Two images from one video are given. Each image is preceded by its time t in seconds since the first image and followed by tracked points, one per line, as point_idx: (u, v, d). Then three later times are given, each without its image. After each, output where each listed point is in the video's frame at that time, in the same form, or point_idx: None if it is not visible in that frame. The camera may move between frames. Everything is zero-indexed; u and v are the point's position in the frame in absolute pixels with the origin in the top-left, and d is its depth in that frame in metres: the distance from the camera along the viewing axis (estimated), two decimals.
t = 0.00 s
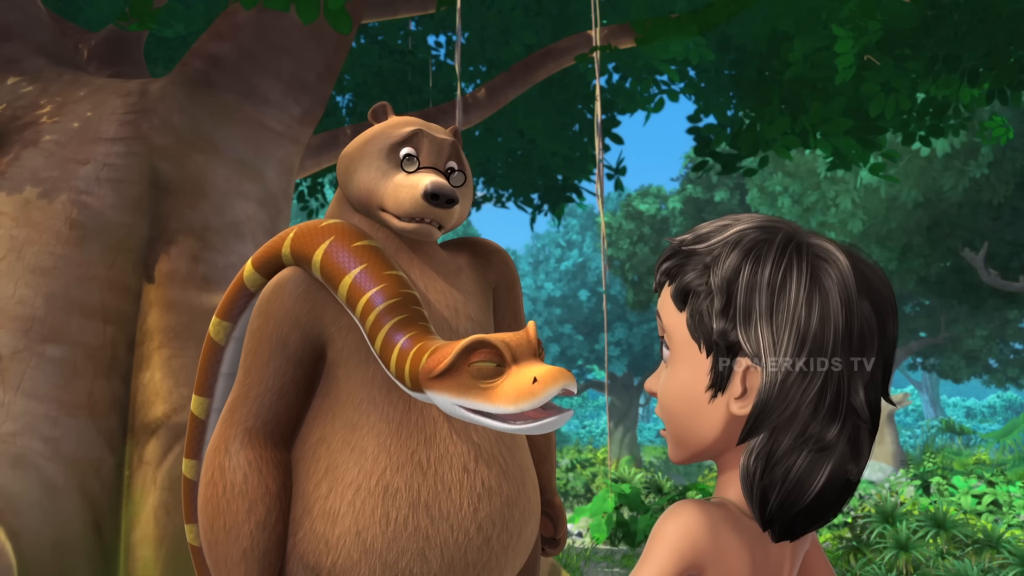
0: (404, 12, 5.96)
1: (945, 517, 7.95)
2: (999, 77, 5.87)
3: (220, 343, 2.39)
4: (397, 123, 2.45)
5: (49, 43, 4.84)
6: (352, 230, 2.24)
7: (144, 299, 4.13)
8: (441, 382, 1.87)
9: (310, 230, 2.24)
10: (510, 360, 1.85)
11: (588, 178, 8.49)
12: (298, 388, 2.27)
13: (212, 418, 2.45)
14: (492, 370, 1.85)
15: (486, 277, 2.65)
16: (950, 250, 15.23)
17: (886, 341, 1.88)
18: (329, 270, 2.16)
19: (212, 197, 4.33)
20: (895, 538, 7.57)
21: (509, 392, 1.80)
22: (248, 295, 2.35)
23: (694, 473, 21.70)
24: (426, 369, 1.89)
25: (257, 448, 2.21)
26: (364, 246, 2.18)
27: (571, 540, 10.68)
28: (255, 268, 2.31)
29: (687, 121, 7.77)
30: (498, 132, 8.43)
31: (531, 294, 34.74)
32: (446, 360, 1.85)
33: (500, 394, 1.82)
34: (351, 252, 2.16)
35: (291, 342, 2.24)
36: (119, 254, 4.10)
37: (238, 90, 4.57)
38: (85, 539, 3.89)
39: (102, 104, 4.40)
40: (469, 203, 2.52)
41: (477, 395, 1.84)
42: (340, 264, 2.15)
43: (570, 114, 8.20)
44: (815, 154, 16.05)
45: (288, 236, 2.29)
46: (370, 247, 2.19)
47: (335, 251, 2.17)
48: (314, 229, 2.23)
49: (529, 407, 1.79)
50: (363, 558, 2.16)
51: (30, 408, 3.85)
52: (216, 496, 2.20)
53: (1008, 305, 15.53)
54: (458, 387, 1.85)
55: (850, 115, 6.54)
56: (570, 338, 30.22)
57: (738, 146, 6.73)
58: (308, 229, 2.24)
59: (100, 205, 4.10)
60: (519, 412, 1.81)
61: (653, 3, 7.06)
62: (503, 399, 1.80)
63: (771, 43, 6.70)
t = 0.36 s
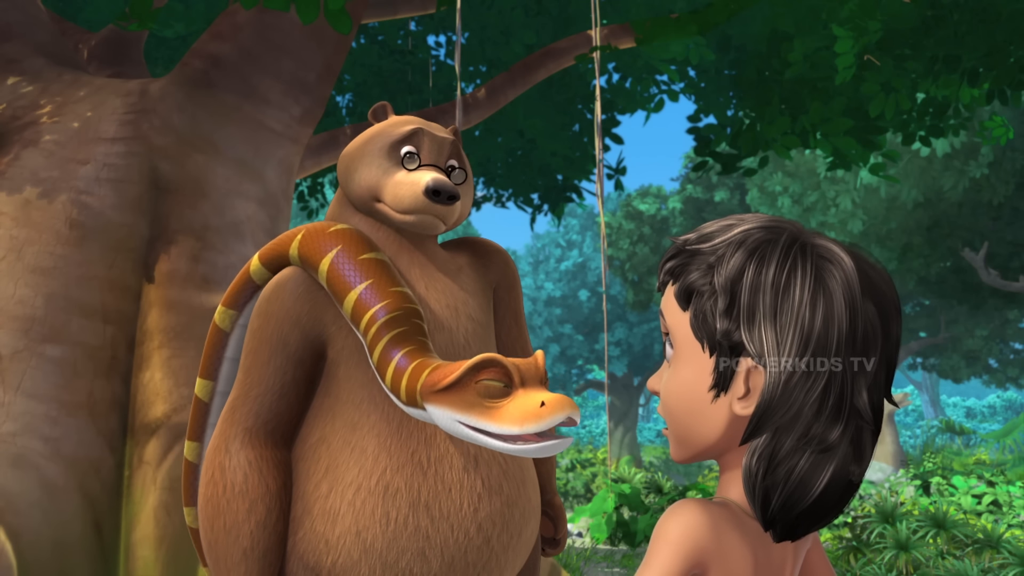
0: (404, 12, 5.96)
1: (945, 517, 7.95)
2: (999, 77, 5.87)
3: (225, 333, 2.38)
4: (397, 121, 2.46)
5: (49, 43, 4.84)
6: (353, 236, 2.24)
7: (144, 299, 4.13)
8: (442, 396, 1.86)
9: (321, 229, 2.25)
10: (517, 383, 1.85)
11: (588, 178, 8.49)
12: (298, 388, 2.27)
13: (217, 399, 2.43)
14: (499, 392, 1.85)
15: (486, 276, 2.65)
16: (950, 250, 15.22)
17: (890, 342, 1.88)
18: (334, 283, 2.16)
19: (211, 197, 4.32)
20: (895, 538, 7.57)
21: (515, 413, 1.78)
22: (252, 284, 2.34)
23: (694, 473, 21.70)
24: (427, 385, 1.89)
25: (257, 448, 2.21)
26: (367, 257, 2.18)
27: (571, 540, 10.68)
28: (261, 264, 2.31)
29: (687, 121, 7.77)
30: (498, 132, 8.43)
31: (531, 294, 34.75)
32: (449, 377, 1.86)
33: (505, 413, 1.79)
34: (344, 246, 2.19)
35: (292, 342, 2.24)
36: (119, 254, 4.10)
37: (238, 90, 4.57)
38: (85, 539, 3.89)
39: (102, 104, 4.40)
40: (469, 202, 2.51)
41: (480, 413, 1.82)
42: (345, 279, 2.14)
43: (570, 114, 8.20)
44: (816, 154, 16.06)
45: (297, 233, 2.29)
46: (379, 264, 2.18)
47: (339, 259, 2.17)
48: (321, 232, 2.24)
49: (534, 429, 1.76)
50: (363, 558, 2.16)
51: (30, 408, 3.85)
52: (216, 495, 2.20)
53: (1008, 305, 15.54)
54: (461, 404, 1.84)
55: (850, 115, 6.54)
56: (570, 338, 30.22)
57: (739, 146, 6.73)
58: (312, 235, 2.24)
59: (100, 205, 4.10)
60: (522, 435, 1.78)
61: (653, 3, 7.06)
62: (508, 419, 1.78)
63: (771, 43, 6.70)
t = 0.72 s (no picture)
0: (404, 12, 5.96)
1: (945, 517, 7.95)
2: (999, 77, 5.87)
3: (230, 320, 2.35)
4: (399, 122, 2.46)
5: (49, 43, 4.84)
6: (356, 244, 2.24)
7: (144, 299, 4.13)
8: (450, 395, 1.86)
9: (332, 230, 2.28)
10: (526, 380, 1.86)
11: (588, 178, 8.49)
12: (298, 387, 2.27)
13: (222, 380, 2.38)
14: (509, 388, 1.86)
15: (486, 277, 2.65)
16: (950, 250, 15.21)
17: (895, 343, 1.87)
18: (341, 296, 2.15)
19: (211, 197, 4.32)
20: (895, 538, 7.57)
21: (525, 404, 1.78)
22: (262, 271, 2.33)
23: (695, 473, 21.71)
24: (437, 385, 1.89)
25: (257, 447, 2.21)
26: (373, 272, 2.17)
27: (571, 540, 10.69)
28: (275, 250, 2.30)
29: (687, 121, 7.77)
30: (498, 132, 8.42)
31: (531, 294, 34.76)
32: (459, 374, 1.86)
33: (513, 405, 1.80)
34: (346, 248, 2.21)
35: (292, 341, 2.24)
36: (119, 254, 4.10)
37: (238, 90, 4.57)
38: (85, 539, 3.89)
39: (102, 104, 4.40)
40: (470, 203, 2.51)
41: (488, 407, 1.82)
42: (351, 291, 2.14)
43: (570, 114, 8.21)
44: (815, 154, 16.07)
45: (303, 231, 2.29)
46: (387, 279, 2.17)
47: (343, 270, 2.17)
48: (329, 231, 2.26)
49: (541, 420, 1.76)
50: (363, 558, 2.16)
51: (30, 408, 3.85)
52: (216, 495, 2.20)
53: (1008, 305, 15.53)
54: (468, 400, 1.84)
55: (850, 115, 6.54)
56: (570, 338, 30.24)
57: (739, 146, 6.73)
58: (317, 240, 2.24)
59: (100, 205, 4.10)
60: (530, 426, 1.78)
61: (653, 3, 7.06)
62: (516, 410, 1.79)
63: (771, 43, 6.69)
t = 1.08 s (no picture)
0: (404, 12, 5.96)
1: (945, 517, 7.96)
2: (999, 77, 5.87)
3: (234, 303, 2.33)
4: (402, 125, 2.46)
5: (49, 43, 4.84)
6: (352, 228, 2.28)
7: (144, 299, 4.13)
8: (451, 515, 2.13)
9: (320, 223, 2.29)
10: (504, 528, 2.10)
11: (588, 178, 8.50)
12: (299, 389, 2.27)
13: (220, 353, 2.38)
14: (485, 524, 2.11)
15: (491, 280, 2.64)
16: (950, 251, 15.31)
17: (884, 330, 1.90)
18: (344, 280, 2.16)
19: (211, 197, 4.32)
20: (895, 538, 7.57)
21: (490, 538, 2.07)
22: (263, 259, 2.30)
23: (695, 473, 21.72)
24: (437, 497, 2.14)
25: (258, 449, 2.21)
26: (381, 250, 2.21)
27: (571, 539, 10.70)
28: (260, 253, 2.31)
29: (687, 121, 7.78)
30: (498, 132, 8.42)
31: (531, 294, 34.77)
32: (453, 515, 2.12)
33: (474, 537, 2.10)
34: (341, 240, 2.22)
35: (294, 343, 2.24)
36: (119, 254, 4.10)
37: (238, 90, 4.56)
38: (85, 539, 3.90)
39: (102, 104, 4.40)
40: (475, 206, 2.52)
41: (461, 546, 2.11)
42: (360, 280, 2.15)
43: (570, 114, 8.20)
44: (815, 154, 16.07)
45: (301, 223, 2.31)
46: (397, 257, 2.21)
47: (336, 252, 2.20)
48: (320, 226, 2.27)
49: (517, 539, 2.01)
50: (362, 562, 2.17)
51: (30, 408, 3.85)
52: (216, 496, 2.20)
53: (1008, 305, 15.52)
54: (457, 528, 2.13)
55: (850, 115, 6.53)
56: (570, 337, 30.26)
57: (738, 146, 6.73)
58: (309, 236, 2.24)
59: (100, 205, 4.10)
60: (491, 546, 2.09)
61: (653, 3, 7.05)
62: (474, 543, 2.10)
63: (771, 43, 6.69)
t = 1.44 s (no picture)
0: (404, 12, 5.96)
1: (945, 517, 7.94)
2: (999, 77, 5.86)
3: (248, 275, 2.27)
4: (404, 129, 2.45)
5: (49, 43, 4.84)
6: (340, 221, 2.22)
7: (144, 299, 4.13)
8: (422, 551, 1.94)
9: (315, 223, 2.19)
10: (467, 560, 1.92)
11: (588, 178, 8.50)
12: (299, 391, 2.27)
13: (231, 312, 2.36)
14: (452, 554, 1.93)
15: (492, 283, 2.64)
16: (950, 251, 15.29)
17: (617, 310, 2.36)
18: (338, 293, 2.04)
19: (212, 197, 4.32)
20: (895, 538, 7.58)
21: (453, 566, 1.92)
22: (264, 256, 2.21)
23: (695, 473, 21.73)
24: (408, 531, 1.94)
25: (257, 451, 2.21)
26: (384, 275, 2.07)
27: (572, 539, 10.70)
28: (254, 255, 2.23)
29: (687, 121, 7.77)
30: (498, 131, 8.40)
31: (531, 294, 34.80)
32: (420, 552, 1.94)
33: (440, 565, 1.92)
34: (340, 247, 2.11)
35: (294, 345, 2.23)
36: (119, 254, 4.10)
37: (238, 90, 4.56)
38: (85, 538, 3.90)
39: (102, 105, 4.40)
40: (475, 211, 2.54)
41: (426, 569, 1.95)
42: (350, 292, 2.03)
43: (570, 114, 8.21)
44: (815, 154, 16.07)
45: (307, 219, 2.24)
46: (403, 295, 2.06)
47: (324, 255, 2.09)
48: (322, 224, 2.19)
49: None
50: (360, 564, 2.16)
51: (29, 408, 3.85)
52: (216, 498, 2.20)
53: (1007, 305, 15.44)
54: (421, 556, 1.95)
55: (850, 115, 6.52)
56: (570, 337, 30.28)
57: (738, 146, 6.73)
58: (306, 240, 2.14)
59: (100, 205, 4.11)
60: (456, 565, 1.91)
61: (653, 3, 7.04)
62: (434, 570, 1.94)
63: (771, 43, 6.69)
